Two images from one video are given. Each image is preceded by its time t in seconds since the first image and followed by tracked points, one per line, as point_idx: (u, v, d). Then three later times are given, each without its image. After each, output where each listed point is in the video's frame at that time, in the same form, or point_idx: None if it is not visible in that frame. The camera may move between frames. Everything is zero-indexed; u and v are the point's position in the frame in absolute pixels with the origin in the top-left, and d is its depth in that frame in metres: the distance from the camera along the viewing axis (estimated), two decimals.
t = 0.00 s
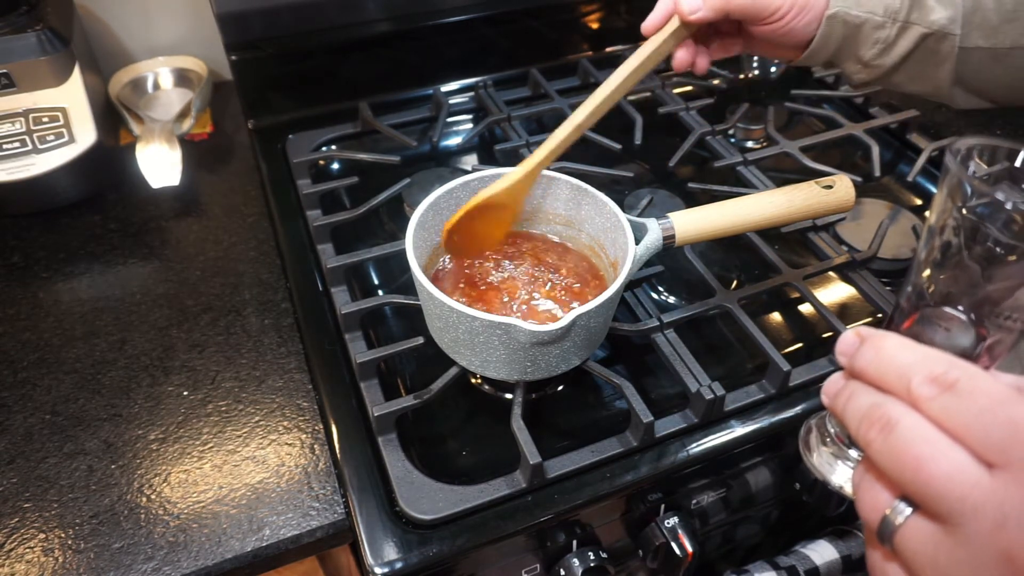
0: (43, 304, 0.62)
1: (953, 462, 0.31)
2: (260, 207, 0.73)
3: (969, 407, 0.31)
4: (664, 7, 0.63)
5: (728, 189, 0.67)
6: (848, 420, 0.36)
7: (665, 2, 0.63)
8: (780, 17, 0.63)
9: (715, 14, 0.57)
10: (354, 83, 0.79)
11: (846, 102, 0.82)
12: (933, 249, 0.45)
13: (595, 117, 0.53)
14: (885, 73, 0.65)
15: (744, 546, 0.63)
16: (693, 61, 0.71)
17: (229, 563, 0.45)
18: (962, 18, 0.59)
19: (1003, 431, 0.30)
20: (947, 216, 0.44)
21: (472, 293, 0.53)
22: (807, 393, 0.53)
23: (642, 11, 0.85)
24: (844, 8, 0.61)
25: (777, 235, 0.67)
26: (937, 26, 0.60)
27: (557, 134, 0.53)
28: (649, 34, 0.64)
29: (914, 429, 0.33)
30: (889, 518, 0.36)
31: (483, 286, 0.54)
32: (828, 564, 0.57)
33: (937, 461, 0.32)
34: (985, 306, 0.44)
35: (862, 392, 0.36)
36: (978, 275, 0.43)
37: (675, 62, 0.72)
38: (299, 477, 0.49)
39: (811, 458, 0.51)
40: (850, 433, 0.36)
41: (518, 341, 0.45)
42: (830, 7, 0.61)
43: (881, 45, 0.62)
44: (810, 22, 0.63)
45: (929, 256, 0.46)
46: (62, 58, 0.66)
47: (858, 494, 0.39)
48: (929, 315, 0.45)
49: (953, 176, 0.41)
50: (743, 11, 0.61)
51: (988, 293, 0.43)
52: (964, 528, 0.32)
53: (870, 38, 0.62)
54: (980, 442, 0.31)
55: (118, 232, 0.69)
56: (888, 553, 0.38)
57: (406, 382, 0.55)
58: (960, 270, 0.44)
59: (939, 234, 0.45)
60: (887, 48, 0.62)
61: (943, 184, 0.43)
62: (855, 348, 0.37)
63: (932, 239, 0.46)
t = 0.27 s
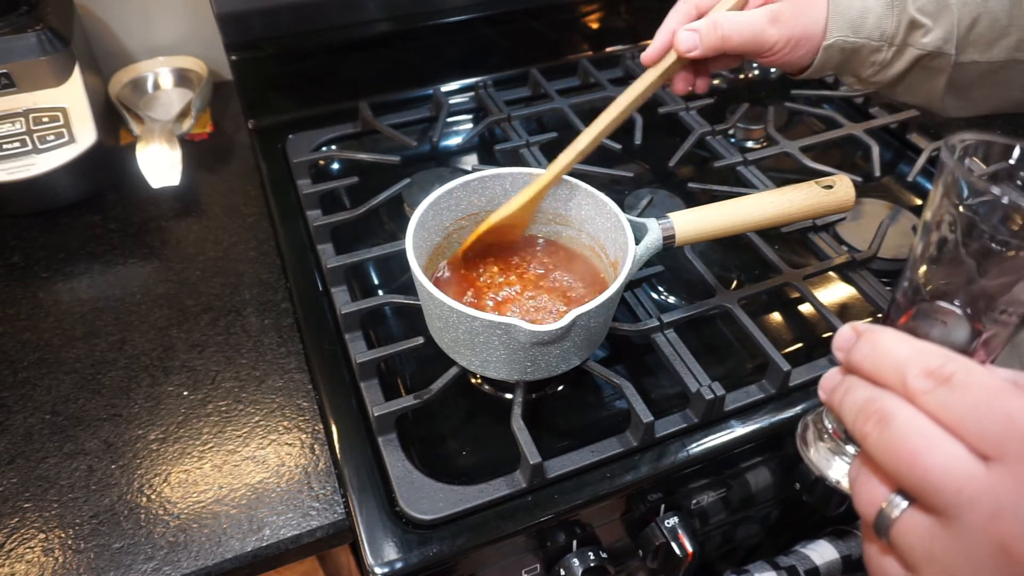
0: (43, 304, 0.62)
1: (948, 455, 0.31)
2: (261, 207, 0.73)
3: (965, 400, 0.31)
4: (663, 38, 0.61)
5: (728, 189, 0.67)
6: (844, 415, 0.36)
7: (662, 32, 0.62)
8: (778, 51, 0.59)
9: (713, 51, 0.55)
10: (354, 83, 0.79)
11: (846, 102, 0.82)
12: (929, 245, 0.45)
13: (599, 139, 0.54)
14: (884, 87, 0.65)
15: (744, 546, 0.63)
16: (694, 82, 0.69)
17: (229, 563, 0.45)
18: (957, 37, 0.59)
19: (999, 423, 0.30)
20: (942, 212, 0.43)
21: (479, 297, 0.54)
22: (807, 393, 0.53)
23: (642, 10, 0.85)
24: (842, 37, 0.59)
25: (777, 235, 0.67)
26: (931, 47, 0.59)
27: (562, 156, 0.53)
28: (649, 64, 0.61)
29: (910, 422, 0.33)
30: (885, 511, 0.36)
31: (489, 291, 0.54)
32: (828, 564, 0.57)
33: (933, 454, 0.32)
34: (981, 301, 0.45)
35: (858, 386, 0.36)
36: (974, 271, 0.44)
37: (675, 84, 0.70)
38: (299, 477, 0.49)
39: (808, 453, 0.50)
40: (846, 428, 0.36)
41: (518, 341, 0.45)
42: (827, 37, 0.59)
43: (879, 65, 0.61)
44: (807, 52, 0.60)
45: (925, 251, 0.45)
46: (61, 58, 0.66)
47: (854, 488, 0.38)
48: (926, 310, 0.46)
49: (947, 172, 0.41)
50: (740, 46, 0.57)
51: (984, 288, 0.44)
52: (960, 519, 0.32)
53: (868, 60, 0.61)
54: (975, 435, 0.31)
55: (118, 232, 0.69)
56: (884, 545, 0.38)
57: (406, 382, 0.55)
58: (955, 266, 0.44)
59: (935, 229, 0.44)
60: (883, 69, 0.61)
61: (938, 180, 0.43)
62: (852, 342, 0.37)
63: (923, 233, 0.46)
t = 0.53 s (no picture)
0: (43, 304, 0.62)
1: (944, 448, 0.31)
2: (261, 207, 0.73)
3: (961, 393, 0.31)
4: (680, 51, 0.62)
5: (728, 189, 0.67)
6: (841, 409, 0.36)
7: (679, 43, 0.63)
8: (794, 50, 0.58)
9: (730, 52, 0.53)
10: (354, 83, 0.79)
11: (845, 102, 0.83)
12: (926, 240, 0.45)
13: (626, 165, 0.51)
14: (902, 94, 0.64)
15: (744, 546, 0.63)
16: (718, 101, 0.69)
17: (229, 563, 0.45)
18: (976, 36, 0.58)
19: (994, 416, 0.30)
20: (938, 208, 0.43)
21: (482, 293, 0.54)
22: (807, 393, 0.53)
23: (642, 11, 0.85)
24: (859, 36, 0.58)
25: (777, 235, 0.67)
26: (952, 46, 0.59)
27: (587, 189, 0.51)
28: (667, 80, 0.64)
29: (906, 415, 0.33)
30: (881, 504, 0.36)
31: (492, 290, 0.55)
32: (828, 564, 0.57)
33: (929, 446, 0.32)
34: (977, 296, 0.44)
35: (855, 380, 0.36)
36: (970, 267, 0.44)
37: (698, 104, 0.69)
38: (299, 477, 0.49)
39: (807, 448, 0.49)
40: (843, 422, 0.36)
41: (518, 341, 0.45)
42: (844, 36, 0.58)
43: (898, 67, 0.60)
44: (823, 53, 0.59)
45: (922, 247, 0.45)
46: (62, 58, 0.66)
47: (851, 481, 0.38)
48: (923, 305, 0.46)
49: (942, 170, 0.41)
50: (755, 45, 0.56)
51: (980, 283, 0.43)
52: (955, 511, 0.32)
53: (886, 61, 0.60)
54: (970, 427, 0.31)
55: (118, 232, 0.69)
56: (881, 538, 0.38)
57: (406, 382, 0.55)
58: (952, 262, 0.44)
59: (932, 225, 0.44)
60: (904, 70, 0.61)
61: (934, 178, 0.43)
62: (850, 338, 0.37)
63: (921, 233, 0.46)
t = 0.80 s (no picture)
0: (43, 304, 0.62)
1: (941, 443, 0.32)
2: (261, 207, 0.73)
3: (958, 389, 0.31)
4: (695, 53, 0.62)
5: (729, 189, 0.67)
6: (840, 406, 0.36)
7: (696, 40, 0.62)
8: (817, 42, 0.59)
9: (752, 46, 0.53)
10: (354, 83, 0.79)
11: (845, 102, 0.82)
12: (923, 238, 0.45)
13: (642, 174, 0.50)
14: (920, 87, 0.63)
15: (744, 546, 0.63)
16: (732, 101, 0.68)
17: (229, 563, 0.45)
18: (995, 29, 0.58)
19: (991, 411, 0.30)
20: (936, 206, 0.44)
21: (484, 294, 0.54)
22: (807, 393, 0.53)
23: (642, 11, 0.85)
24: (881, 28, 0.59)
25: (777, 235, 0.67)
26: (972, 38, 0.58)
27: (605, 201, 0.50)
28: (683, 79, 0.63)
29: (904, 411, 0.33)
30: (880, 500, 0.36)
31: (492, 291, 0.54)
32: (828, 563, 0.57)
33: (926, 442, 0.32)
34: (975, 293, 0.44)
35: (853, 377, 0.36)
36: (967, 265, 0.44)
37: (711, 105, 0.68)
38: (299, 477, 0.49)
39: (806, 446, 0.49)
40: (842, 419, 0.36)
41: (518, 341, 0.45)
42: (865, 28, 0.59)
43: (917, 61, 0.61)
44: (845, 45, 0.60)
45: (920, 245, 0.46)
46: (61, 58, 0.66)
47: (851, 478, 0.38)
48: (920, 303, 0.46)
49: (939, 169, 0.41)
50: (779, 38, 0.56)
51: (978, 281, 0.43)
52: (953, 507, 0.32)
53: (905, 54, 0.60)
54: (967, 423, 0.31)
55: (118, 232, 0.69)
56: (881, 534, 0.38)
57: (406, 382, 0.55)
58: (950, 260, 0.44)
59: (930, 224, 0.44)
60: (922, 63, 0.61)
61: (932, 177, 0.43)
62: (847, 335, 0.37)
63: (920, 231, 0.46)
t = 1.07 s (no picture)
0: (43, 303, 0.62)
1: (943, 448, 0.32)
2: (261, 207, 0.73)
3: (959, 394, 0.31)
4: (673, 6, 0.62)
5: (728, 189, 0.67)
6: (840, 410, 0.36)
7: None
8: (793, 22, 0.63)
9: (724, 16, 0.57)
10: (354, 83, 0.79)
11: (845, 102, 0.83)
12: (923, 242, 0.45)
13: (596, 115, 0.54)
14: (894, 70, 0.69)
15: (744, 546, 0.63)
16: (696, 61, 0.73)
17: (229, 563, 0.45)
18: (971, 19, 0.62)
19: (991, 416, 0.31)
20: (936, 210, 0.43)
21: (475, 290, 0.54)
22: (806, 393, 0.53)
23: (641, 11, 0.86)
24: (856, 14, 0.63)
25: (777, 235, 0.67)
26: (946, 28, 0.63)
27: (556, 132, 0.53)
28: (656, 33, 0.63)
29: (905, 417, 0.33)
30: (880, 504, 0.36)
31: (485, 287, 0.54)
32: (828, 564, 0.57)
33: (928, 447, 0.32)
34: (975, 297, 0.44)
35: (854, 382, 0.36)
36: (967, 268, 0.44)
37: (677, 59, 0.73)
38: (299, 478, 0.49)
39: (807, 450, 0.49)
40: (842, 423, 0.36)
41: (518, 342, 0.45)
42: (843, 13, 0.63)
43: (891, 46, 0.66)
44: (821, 28, 0.64)
45: (919, 249, 0.45)
46: (62, 58, 0.66)
47: (850, 482, 0.38)
48: (921, 307, 0.45)
49: (941, 173, 0.41)
50: (755, 15, 0.61)
51: (977, 285, 0.44)
52: (954, 511, 0.32)
53: (881, 40, 0.65)
54: (968, 428, 0.31)
55: (118, 232, 0.69)
56: (881, 539, 0.38)
57: (406, 382, 0.55)
58: (950, 263, 0.45)
59: (929, 228, 0.44)
60: (896, 49, 0.66)
61: (932, 179, 0.42)
62: (847, 339, 0.37)
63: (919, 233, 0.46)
